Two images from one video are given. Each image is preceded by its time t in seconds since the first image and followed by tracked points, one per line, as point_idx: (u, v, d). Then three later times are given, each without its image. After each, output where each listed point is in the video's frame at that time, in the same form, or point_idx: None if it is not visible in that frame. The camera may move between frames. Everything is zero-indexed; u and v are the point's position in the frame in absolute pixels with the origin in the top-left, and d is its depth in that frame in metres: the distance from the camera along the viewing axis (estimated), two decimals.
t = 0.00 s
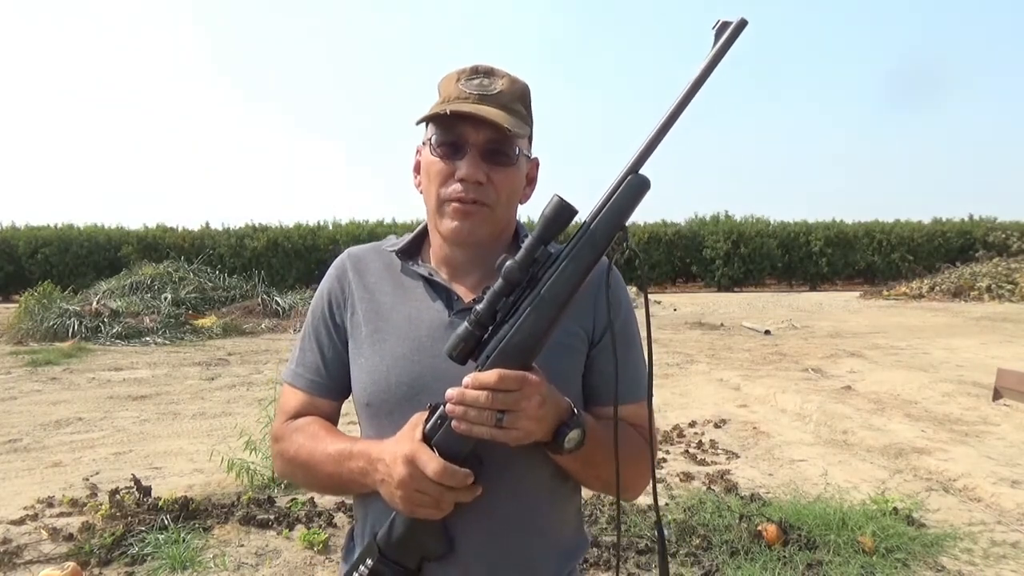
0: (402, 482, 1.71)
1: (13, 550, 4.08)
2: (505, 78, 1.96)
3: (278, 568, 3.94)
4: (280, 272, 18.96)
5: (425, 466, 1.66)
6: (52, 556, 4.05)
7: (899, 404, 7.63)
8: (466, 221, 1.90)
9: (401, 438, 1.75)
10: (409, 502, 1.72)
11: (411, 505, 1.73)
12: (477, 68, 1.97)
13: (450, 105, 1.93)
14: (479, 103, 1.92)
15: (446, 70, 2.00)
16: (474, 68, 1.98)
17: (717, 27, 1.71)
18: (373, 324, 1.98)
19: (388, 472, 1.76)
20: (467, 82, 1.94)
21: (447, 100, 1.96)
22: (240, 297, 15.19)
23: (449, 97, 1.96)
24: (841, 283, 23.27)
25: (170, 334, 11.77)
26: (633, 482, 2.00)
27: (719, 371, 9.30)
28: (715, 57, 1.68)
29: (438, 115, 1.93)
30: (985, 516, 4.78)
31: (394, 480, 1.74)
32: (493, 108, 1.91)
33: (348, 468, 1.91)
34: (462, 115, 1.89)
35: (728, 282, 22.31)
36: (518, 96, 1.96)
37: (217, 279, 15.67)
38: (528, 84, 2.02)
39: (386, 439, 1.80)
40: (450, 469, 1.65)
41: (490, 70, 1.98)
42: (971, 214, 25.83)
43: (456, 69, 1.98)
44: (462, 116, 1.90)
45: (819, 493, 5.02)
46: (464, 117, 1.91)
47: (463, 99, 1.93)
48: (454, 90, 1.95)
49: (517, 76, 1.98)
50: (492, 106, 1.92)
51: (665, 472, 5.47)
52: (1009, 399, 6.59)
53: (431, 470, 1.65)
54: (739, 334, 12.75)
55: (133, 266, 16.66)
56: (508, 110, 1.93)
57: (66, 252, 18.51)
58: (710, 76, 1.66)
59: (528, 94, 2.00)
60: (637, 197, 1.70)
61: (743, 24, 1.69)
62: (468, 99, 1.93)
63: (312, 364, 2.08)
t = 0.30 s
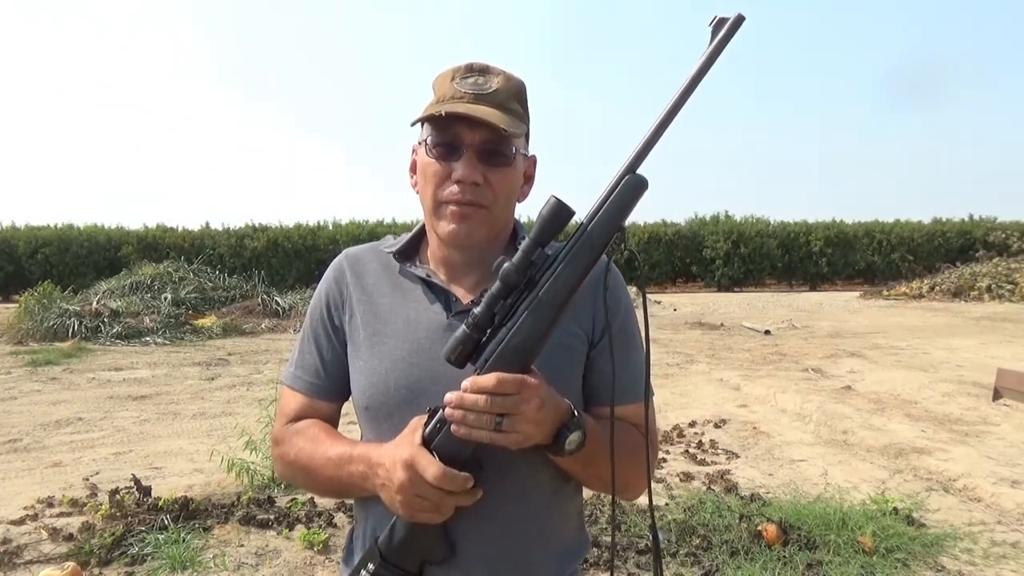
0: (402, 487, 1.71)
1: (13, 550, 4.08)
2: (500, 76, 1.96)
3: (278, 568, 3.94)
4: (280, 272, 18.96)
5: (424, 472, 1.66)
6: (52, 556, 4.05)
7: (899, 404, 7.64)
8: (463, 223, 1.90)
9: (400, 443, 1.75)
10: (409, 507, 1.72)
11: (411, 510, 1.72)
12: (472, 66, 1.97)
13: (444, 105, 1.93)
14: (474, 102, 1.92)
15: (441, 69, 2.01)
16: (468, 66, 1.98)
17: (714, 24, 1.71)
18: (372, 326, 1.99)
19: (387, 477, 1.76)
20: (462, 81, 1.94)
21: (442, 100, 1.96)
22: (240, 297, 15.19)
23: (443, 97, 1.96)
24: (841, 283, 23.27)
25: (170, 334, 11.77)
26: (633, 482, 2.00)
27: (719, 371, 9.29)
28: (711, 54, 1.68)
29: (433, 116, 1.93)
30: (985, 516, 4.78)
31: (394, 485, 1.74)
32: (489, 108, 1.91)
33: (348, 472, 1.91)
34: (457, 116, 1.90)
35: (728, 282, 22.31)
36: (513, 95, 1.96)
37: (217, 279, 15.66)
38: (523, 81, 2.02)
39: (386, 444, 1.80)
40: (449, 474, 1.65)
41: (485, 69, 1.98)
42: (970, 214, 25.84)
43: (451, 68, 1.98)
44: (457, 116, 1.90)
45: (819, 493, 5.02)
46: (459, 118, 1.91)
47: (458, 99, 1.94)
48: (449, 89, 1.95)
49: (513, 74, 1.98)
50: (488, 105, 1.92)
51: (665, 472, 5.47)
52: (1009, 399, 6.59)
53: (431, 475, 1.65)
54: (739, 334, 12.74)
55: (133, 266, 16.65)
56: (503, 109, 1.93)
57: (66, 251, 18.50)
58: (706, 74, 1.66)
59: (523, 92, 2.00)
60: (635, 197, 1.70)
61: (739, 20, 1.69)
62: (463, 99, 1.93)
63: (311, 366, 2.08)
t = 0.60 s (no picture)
0: (402, 490, 1.71)
1: (13, 550, 4.08)
2: (498, 74, 1.96)
3: (278, 568, 3.94)
4: (280, 272, 18.96)
5: (423, 474, 1.66)
6: (52, 556, 4.05)
7: (899, 404, 7.64)
8: (462, 224, 1.90)
9: (400, 445, 1.75)
10: (409, 510, 1.72)
11: (411, 513, 1.72)
12: (470, 65, 1.97)
13: (442, 105, 1.93)
14: (472, 102, 1.92)
15: (439, 68, 2.00)
16: (466, 65, 1.98)
17: (717, 24, 1.70)
18: (371, 328, 1.99)
19: (387, 480, 1.76)
20: (460, 79, 1.94)
21: (440, 99, 1.95)
22: (240, 297, 15.19)
23: (441, 96, 1.96)
24: (841, 283, 23.27)
25: (170, 334, 11.77)
26: (634, 482, 2.00)
27: (719, 371, 9.29)
28: (714, 54, 1.67)
29: (431, 116, 1.93)
30: (985, 516, 4.78)
31: (393, 487, 1.74)
32: (487, 107, 1.91)
33: (347, 475, 1.90)
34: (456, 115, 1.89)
35: (728, 282, 22.31)
36: (511, 93, 1.96)
37: (217, 279, 15.66)
38: (522, 79, 2.01)
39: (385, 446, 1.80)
40: (449, 477, 1.65)
41: (483, 67, 1.97)
42: (970, 214, 25.83)
43: (448, 67, 1.98)
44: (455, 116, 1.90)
45: (819, 493, 5.02)
46: (457, 118, 1.91)
47: (456, 98, 1.94)
48: (447, 88, 1.95)
49: (511, 72, 1.98)
50: (486, 105, 1.92)
51: (665, 472, 5.47)
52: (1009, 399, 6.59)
53: (431, 478, 1.65)
54: (740, 334, 12.74)
55: (133, 266, 16.65)
56: (501, 108, 1.93)
57: (66, 251, 18.51)
58: (708, 73, 1.66)
59: (522, 90, 2.00)
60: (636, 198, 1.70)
61: (742, 19, 1.68)
62: (461, 98, 1.93)
63: (310, 368, 2.08)
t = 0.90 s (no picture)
0: (400, 493, 1.71)
1: (13, 550, 4.08)
2: (497, 73, 1.96)
3: (278, 568, 3.94)
4: (280, 272, 18.97)
5: (423, 477, 1.66)
6: (52, 556, 4.05)
7: (899, 404, 7.63)
8: (462, 225, 1.90)
9: (399, 449, 1.75)
10: (408, 513, 1.71)
11: (410, 517, 1.72)
12: (468, 63, 1.97)
13: (441, 105, 1.93)
14: (471, 101, 1.92)
15: (438, 68, 2.00)
16: (465, 64, 1.98)
17: (719, 25, 1.70)
18: (370, 329, 1.99)
19: (386, 483, 1.75)
20: (458, 79, 1.94)
21: (438, 99, 1.95)
22: (240, 297, 15.19)
23: (440, 95, 1.95)
24: (841, 283, 23.27)
25: (170, 334, 11.77)
26: (635, 483, 2.00)
27: (719, 371, 9.29)
28: (716, 55, 1.67)
29: (429, 116, 1.93)
30: (985, 516, 4.78)
31: (392, 490, 1.73)
32: (485, 106, 1.91)
33: (347, 476, 1.90)
34: (453, 115, 1.89)
35: (728, 282, 22.31)
36: (510, 92, 1.96)
37: (217, 279, 15.66)
38: (521, 78, 2.01)
39: (385, 449, 1.80)
40: (449, 481, 1.65)
41: (481, 66, 1.98)
42: (970, 215, 25.83)
43: (447, 67, 1.98)
44: (453, 115, 1.90)
45: (819, 493, 5.02)
46: (455, 117, 1.91)
47: (454, 98, 1.93)
48: (445, 88, 1.95)
49: (510, 71, 1.98)
50: (485, 104, 1.91)
51: (665, 472, 5.47)
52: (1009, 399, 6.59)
53: (430, 481, 1.65)
54: (740, 334, 12.74)
55: (133, 267, 16.65)
56: (500, 107, 1.93)
57: (66, 252, 18.51)
58: (711, 74, 1.65)
59: (521, 89, 2.00)
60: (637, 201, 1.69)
61: (745, 20, 1.68)
62: (460, 98, 1.93)
63: (310, 368, 2.08)
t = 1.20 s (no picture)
0: (400, 493, 1.71)
1: (12, 550, 4.08)
2: (497, 72, 1.96)
3: (278, 568, 3.94)
4: (280, 272, 18.97)
5: (423, 478, 1.66)
6: (52, 556, 4.05)
7: (899, 404, 7.63)
8: (462, 225, 1.90)
9: (399, 449, 1.75)
10: (408, 513, 1.71)
11: (410, 517, 1.72)
12: (468, 63, 1.97)
13: (441, 105, 1.93)
14: (470, 101, 1.92)
15: (437, 67, 2.00)
16: (464, 62, 1.98)
17: (722, 21, 1.70)
18: (369, 326, 1.99)
19: (386, 484, 1.75)
20: (458, 78, 1.94)
21: (438, 99, 1.95)
22: (240, 297, 15.18)
23: (439, 95, 1.95)
24: (841, 283, 23.28)
25: (170, 334, 11.77)
26: (638, 482, 2.00)
27: (719, 371, 9.29)
28: (717, 53, 1.67)
29: (428, 117, 1.93)
30: (985, 516, 4.78)
31: (391, 490, 1.73)
32: (485, 106, 1.91)
33: (346, 476, 1.90)
34: (453, 115, 1.89)
35: (728, 282, 22.30)
36: (511, 91, 1.96)
37: (217, 279, 15.66)
38: (520, 76, 2.01)
39: (385, 449, 1.80)
40: (449, 481, 1.65)
41: (481, 65, 1.98)
42: (970, 214, 25.84)
43: (447, 66, 1.98)
44: (452, 116, 1.90)
45: (819, 493, 5.02)
46: (454, 118, 1.90)
47: (454, 98, 1.93)
48: (445, 87, 1.95)
49: (510, 70, 1.98)
50: (485, 104, 1.91)
51: (665, 472, 5.47)
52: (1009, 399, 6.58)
53: (430, 482, 1.65)
54: (739, 334, 12.73)
55: (133, 267, 16.65)
56: (500, 107, 1.93)
57: (66, 252, 18.50)
58: (714, 71, 1.65)
59: (521, 87, 2.00)
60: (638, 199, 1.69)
61: (748, 16, 1.67)
62: (459, 97, 1.93)
63: (309, 366, 2.08)
